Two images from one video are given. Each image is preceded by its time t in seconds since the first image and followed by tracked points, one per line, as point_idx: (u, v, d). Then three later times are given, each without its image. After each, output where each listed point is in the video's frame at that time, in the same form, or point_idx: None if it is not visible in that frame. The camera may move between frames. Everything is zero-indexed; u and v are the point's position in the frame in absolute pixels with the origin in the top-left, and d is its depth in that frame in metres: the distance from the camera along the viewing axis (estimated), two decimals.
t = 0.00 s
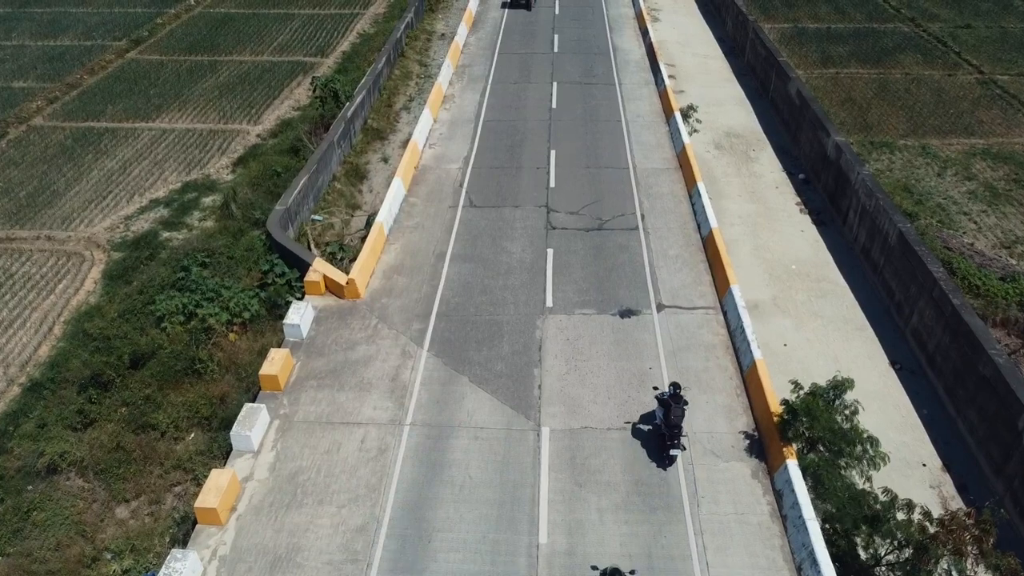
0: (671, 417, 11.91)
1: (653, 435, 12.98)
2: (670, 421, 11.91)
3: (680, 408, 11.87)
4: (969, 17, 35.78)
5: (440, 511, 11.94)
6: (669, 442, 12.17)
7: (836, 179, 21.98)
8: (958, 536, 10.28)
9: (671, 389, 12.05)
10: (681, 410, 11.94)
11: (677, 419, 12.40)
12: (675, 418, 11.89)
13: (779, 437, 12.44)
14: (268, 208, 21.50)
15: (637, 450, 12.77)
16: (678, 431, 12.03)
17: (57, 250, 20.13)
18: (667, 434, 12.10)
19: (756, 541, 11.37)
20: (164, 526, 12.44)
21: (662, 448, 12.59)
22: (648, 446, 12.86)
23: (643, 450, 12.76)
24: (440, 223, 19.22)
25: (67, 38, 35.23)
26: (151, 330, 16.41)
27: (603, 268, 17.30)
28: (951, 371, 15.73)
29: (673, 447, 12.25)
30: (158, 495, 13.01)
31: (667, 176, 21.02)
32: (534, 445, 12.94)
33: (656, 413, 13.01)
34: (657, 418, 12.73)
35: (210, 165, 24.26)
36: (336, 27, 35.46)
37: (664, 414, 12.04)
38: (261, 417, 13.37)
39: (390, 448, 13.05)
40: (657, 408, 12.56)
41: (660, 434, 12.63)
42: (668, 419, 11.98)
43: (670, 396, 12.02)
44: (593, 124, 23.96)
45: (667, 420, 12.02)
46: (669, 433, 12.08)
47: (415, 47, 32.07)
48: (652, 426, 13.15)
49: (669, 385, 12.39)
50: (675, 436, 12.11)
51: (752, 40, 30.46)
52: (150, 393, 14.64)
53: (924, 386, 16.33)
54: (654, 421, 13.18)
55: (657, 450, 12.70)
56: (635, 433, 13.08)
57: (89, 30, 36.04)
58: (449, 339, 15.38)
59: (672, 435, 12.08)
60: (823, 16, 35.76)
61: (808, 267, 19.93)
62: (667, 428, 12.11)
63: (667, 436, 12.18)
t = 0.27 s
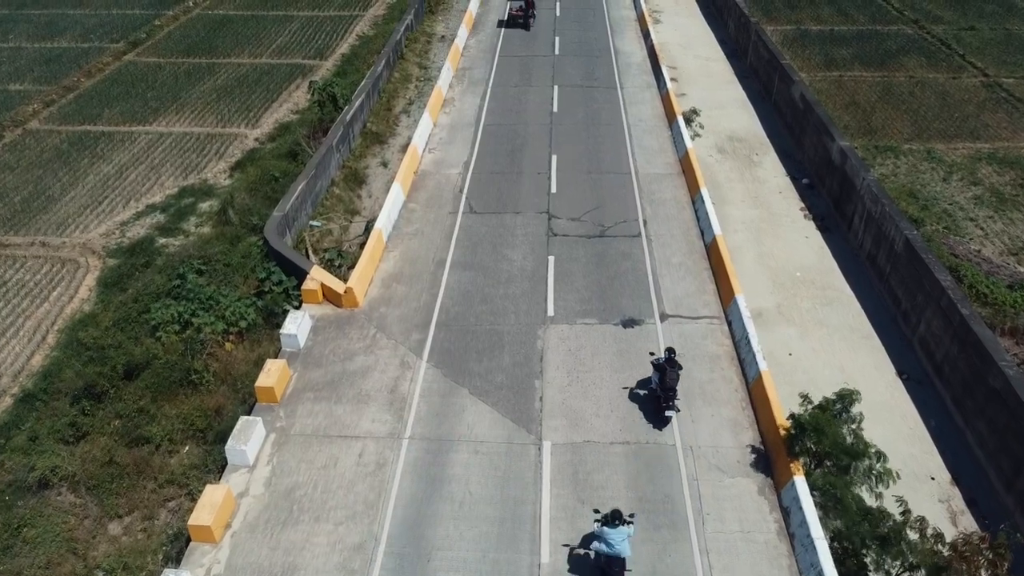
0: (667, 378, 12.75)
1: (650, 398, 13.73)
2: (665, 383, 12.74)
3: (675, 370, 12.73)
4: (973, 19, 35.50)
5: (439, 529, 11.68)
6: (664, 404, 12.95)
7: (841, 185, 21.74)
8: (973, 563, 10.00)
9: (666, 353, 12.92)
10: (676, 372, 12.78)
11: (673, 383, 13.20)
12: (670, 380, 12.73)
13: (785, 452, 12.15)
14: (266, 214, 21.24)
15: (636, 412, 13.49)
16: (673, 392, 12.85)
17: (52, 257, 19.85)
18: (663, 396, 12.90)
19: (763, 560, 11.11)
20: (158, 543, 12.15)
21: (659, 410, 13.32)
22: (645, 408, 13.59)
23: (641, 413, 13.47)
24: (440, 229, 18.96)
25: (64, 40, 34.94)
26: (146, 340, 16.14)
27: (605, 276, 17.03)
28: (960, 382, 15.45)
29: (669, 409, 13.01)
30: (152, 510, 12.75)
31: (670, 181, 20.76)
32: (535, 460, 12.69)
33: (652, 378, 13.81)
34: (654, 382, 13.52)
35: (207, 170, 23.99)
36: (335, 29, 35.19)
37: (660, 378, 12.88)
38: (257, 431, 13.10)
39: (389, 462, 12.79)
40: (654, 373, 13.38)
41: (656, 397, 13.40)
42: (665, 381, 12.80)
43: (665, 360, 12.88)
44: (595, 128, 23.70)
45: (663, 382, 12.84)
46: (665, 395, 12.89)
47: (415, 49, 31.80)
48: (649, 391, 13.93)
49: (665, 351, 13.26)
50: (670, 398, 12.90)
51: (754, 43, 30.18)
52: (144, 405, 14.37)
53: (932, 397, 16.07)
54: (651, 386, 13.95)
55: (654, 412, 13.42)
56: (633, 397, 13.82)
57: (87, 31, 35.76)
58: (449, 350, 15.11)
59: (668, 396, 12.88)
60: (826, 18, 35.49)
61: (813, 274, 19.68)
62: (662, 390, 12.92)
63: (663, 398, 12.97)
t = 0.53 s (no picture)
0: (662, 345, 13.54)
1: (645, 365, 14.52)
2: (661, 350, 13.55)
3: (670, 338, 13.54)
4: (977, 22, 35.19)
5: (438, 549, 11.42)
6: (659, 369, 13.76)
7: (845, 191, 21.47)
8: None
9: (662, 322, 13.71)
10: (671, 340, 13.60)
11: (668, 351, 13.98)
12: (665, 347, 13.52)
13: (792, 469, 11.87)
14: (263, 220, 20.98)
15: (632, 377, 14.27)
16: (668, 358, 13.66)
17: (46, 264, 19.57)
18: (657, 361, 13.71)
19: None
20: (151, 562, 11.87)
21: (653, 376, 14.11)
22: (641, 374, 14.38)
23: (636, 378, 14.25)
24: (439, 236, 18.69)
25: (61, 42, 34.66)
26: (140, 351, 15.86)
27: (607, 286, 16.75)
28: (968, 394, 15.18)
29: (663, 374, 13.80)
30: (144, 527, 12.46)
31: (672, 187, 20.49)
32: (536, 477, 12.43)
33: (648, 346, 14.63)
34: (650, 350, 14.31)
35: (204, 175, 23.72)
36: (334, 32, 34.91)
37: (655, 345, 13.70)
38: (252, 446, 12.83)
39: (386, 478, 12.52)
40: (650, 341, 14.16)
41: (651, 363, 14.18)
42: (660, 348, 13.58)
43: (661, 329, 13.67)
44: (596, 133, 23.42)
45: (658, 348, 13.64)
46: (660, 361, 13.67)
47: (414, 52, 31.52)
48: (645, 359, 14.72)
49: (661, 321, 14.06)
50: (665, 364, 13.69)
51: (757, 46, 29.91)
52: (138, 419, 14.10)
53: (939, 409, 15.80)
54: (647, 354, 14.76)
55: (649, 378, 14.19)
56: (629, 363, 14.60)
57: (84, 34, 35.46)
58: (448, 362, 14.85)
59: (663, 362, 13.68)
60: (829, 21, 35.20)
61: (817, 282, 19.42)
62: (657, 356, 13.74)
63: (658, 363, 13.76)
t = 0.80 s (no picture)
0: (658, 317, 14.25)
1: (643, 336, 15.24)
2: (657, 320, 14.24)
3: (667, 309, 14.21)
4: (981, 25, 34.87)
5: (438, 570, 11.15)
6: (656, 339, 14.50)
7: (850, 197, 21.18)
8: None
9: (658, 295, 14.40)
10: (667, 311, 14.27)
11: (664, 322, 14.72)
12: (661, 318, 14.22)
13: (799, 487, 11.65)
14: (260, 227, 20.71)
15: (631, 349, 15.00)
16: (664, 328, 14.37)
17: (39, 272, 19.29)
18: (655, 332, 14.44)
19: None
20: None
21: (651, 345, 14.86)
22: (639, 345, 15.10)
23: (635, 349, 14.98)
24: (439, 245, 18.41)
25: (58, 44, 34.35)
26: (133, 363, 15.58)
27: (609, 296, 16.49)
28: (977, 407, 14.90)
29: (659, 343, 14.57)
30: (137, 546, 12.15)
31: (675, 194, 20.21)
32: (537, 495, 12.16)
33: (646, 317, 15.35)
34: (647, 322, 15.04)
35: (201, 181, 23.43)
36: (333, 34, 34.62)
37: (652, 316, 14.38)
38: (247, 462, 12.55)
39: (384, 496, 12.26)
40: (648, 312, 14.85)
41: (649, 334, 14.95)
42: (655, 319, 14.30)
43: (656, 302, 14.36)
44: (598, 138, 23.14)
45: (655, 320, 14.33)
46: (656, 331, 14.43)
47: (413, 55, 31.21)
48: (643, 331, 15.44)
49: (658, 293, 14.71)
50: (662, 334, 14.44)
51: (759, 49, 29.61)
52: (131, 434, 13.81)
53: (948, 422, 15.52)
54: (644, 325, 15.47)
55: (647, 349, 14.94)
56: (628, 335, 15.31)
57: (81, 36, 35.16)
58: (447, 375, 14.57)
59: (659, 333, 14.43)
60: (832, 24, 34.90)
61: (822, 290, 19.15)
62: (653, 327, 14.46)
63: (654, 334, 14.50)
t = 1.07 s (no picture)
0: (656, 289, 15.05)
1: (642, 309, 16.03)
2: (655, 293, 15.04)
3: (664, 283, 15.02)
4: (985, 27, 34.53)
5: None
6: (653, 311, 15.31)
7: (855, 203, 20.88)
8: None
9: (656, 269, 15.21)
10: (664, 284, 15.08)
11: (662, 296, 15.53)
12: (659, 291, 15.03)
13: (807, 507, 11.39)
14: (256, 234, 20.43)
15: (631, 320, 15.78)
16: (661, 301, 15.18)
17: (32, 280, 18.98)
18: (652, 304, 15.26)
19: None
20: None
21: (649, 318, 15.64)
22: (638, 318, 15.88)
23: (634, 320, 15.76)
24: (437, 252, 18.12)
25: (54, 47, 34.03)
26: (126, 374, 15.28)
27: (611, 306, 16.21)
28: (987, 421, 14.62)
29: (657, 315, 15.37)
30: (128, 565, 11.80)
31: (677, 201, 19.92)
32: (538, 513, 11.90)
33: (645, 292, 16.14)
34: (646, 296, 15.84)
35: (197, 186, 23.12)
36: (332, 36, 34.31)
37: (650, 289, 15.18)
38: (240, 479, 12.26)
39: (381, 514, 11.98)
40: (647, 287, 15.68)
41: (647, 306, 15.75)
42: (654, 293, 15.09)
43: (655, 275, 15.19)
44: (599, 143, 22.84)
45: (653, 293, 15.14)
46: (654, 304, 15.24)
47: (412, 58, 30.89)
48: (642, 305, 16.25)
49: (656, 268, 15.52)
50: (659, 306, 15.25)
51: (762, 52, 29.31)
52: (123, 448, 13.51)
53: (956, 435, 15.24)
54: (644, 300, 16.29)
55: (645, 320, 15.73)
56: (629, 309, 16.08)
57: (77, 38, 34.84)
58: (446, 387, 14.28)
59: (657, 306, 15.22)
60: (834, 26, 34.58)
61: (827, 299, 18.87)
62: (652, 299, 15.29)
63: (653, 307, 15.30)
